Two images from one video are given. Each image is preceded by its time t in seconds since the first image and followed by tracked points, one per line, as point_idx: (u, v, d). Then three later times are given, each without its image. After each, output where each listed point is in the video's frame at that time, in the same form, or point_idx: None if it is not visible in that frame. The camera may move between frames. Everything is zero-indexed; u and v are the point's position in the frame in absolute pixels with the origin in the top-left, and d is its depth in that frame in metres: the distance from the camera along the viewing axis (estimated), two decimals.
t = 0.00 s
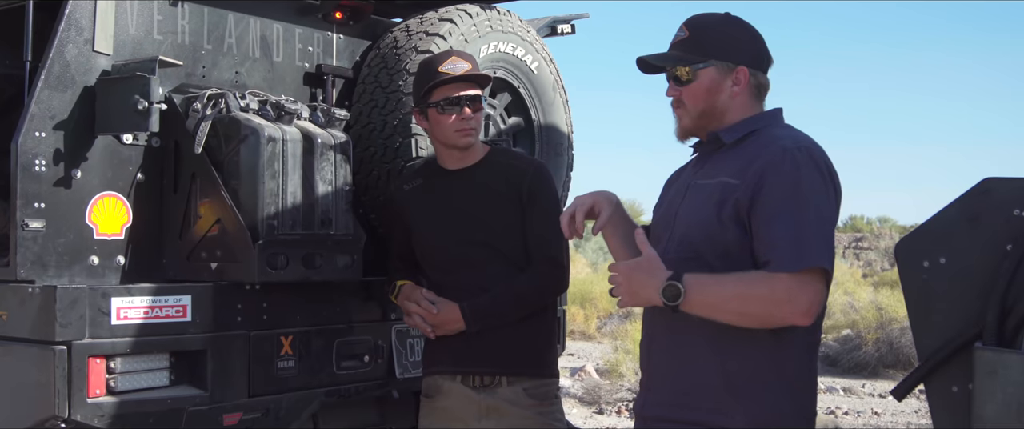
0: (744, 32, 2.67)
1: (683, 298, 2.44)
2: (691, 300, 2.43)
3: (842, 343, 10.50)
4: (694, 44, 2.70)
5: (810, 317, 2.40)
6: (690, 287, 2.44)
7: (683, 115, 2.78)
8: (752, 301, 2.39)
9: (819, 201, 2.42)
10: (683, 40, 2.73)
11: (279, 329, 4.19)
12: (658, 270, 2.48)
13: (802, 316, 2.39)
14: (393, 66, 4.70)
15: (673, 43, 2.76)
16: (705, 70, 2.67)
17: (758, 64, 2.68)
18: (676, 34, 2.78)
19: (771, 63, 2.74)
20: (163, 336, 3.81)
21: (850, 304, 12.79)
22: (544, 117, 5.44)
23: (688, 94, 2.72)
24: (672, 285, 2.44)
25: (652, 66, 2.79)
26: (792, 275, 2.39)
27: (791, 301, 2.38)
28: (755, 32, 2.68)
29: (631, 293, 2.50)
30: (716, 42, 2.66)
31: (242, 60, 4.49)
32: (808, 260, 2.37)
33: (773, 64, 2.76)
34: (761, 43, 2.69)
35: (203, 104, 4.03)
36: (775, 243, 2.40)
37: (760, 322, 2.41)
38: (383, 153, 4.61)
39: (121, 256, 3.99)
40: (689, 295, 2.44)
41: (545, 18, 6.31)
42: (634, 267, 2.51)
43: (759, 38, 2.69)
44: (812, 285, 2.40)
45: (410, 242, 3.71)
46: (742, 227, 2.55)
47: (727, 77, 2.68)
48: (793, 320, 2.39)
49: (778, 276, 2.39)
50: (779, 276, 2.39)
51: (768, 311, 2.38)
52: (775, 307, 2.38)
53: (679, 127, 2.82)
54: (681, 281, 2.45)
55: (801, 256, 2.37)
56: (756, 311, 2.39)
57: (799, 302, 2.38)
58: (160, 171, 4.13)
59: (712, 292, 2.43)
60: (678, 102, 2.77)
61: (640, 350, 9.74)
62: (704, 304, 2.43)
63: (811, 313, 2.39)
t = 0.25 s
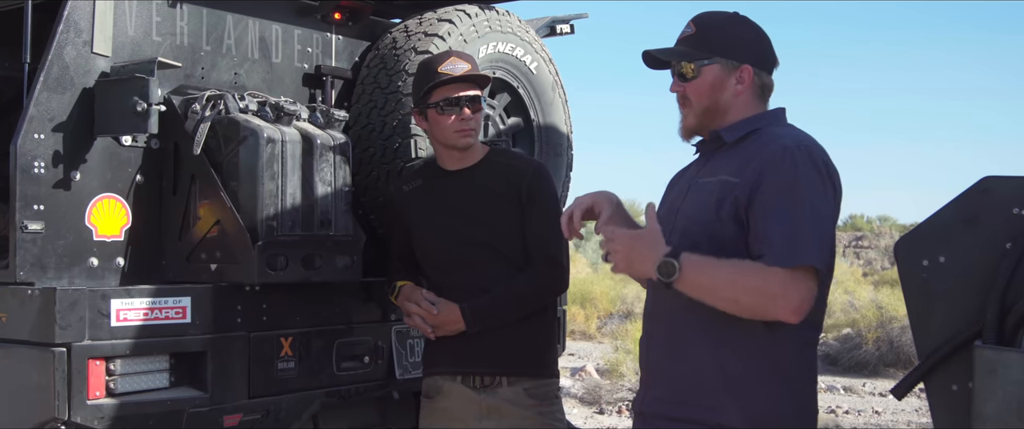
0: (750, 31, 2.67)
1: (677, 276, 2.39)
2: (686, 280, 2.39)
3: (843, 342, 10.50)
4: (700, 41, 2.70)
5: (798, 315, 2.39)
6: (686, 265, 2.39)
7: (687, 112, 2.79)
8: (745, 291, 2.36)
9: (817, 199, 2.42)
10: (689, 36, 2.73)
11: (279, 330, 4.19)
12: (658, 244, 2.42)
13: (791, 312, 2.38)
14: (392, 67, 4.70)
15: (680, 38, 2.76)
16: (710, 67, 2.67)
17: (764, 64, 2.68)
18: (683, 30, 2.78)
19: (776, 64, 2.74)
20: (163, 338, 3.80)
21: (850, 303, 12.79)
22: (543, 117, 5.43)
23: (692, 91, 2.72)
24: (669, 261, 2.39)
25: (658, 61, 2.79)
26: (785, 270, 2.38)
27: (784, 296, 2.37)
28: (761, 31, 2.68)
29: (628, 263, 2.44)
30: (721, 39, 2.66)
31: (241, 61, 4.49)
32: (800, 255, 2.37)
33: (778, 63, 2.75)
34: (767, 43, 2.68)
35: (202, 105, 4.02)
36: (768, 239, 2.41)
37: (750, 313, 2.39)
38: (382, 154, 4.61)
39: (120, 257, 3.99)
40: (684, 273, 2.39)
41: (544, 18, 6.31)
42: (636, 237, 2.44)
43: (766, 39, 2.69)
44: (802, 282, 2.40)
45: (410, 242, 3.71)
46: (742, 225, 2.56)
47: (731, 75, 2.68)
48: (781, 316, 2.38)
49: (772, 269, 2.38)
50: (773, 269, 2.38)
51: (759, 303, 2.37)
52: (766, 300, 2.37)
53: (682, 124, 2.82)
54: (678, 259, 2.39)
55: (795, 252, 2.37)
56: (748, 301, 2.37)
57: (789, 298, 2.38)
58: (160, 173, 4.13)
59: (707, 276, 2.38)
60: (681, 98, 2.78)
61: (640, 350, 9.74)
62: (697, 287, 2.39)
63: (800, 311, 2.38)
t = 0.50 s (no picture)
0: (752, 31, 2.67)
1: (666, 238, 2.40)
2: (674, 244, 2.40)
3: (841, 342, 10.51)
4: (703, 39, 2.70)
5: (774, 308, 2.38)
6: (678, 230, 2.40)
7: (687, 110, 2.78)
8: (727, 271, 2.36)
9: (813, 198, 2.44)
10: (692, 34, 2.73)
11: (278, 330, 4.19)
12: (659, 206, 2.46)
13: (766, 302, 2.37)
14: (391, 67, 4.70)
15: (683, 36, 2.76)
16: (712, 65, 2.67)
17: (766, 64, 2.68)
18: (686, 29, 2.77)
19: (778, 64, 2.74)
20: (162, 338, 3.80)
21: (849, 303, 12.79)
22: (542, 117, 5.43)
23: (693, 89, 2.72)
24: (661, 221, 2.40)
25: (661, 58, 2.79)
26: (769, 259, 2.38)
27: (765, 283, 2.37)
28: (763, 31, 2.68)
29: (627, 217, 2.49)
30: (724, 38, 2.66)
31: (240, 61, 4.49)
32: (792, 255, 2.38)
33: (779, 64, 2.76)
34: (768, 43, 2.69)
35: (201, 105, 4.02)
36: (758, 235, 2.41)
37: (728, 295, 2.39)
38: (381, 154, 4.61)
39: (119, 257, 3.99)
40: (674, 237, 2.40)
41: (543, 18, 6.31)
42: (640, 194, 2.50)
43: (769, 40, 2.69)
44: (783, 275, 2.39)
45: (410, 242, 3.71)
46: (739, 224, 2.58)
47: (733, 74, 2.68)
48: (756, 305, 2.37)
49: (757, 255, 2.37)
50: (758, 257, 2.37)
51: (739, 287, 2.37)
52: (745, 285, 2.36)
53: (682, 122, 2.81)
54: (674, 222, 2.40)
55: (785, 251, 2.38)
56: (727, 282, 2.37)
57: (768, 290, 2.37)
58: (158, 173, 4.13)
59: (696, 247, 2.39)
60: (682, 96, 2.77)
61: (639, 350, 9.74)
62: (682, 254, 2.40)
63: (776, 303, 2.37)
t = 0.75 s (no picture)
0: (750, 33, 2.67)
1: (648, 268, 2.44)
2: (657, 272, 2.43)
3: (841, 344, 10.51)
4: (701, 42, 2.70)
5: (768, 309, 2.39)
6: (655, 259, 2.44)
7: (686, 113, 2.79)
8: (714, 281, 2.40)
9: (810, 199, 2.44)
10: (691, 37, 2.73)
11: (277, 330, 4.18)
12: (631, 238, 2.45)
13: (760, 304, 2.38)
14: (391, 67, 4.70)
15: (682, 39, 2.76)
16: (711, 68, 2.67)
17: (765, 66, 2.69)
18: (685, 31, 2.78)
19: (776, 65, 2.75)
20: (161, 337, 3.80)
21: (848, 305, 12.79)
22: (542, 118, 5.44)
23: (692, 92, 2.72)
24: (639, 253, 2.43)
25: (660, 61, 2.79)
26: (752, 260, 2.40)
27: (754, 284, 2.39)
28: (762, 33, 2.68)
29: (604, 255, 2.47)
30: (723, 40, 2.66)
31: (240, 61, 4.49)
32: (789, 257, 2.39)
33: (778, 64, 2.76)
34: (767, 45, 2.69)
35: (201, 105, 4.03)
36: (754, 236, 2.41)
37: (720, 303, 2.41)
38: (381, 154, 4.61)
39: (119, 257, 3.99)
40: (656, 264, 2.44)
41: (543, 19, 6.31)
42: (610, 228, 2.47)
43: (767, 41, 2.69)
44: (774, 277, 2.40)
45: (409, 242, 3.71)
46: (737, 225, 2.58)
47: (732, 76, 2.68)
48: (750, 308, 2.38)
49: (742, 259, 2.40)
50: (744, 259, 2.40)
51: (727, 294, 2.40)
52: (735, 290, 2.39)
53: (682, 124, 2.82)
54: (648, 251, 2.44)
55: (782, 253, 2.39)
56: (716, 292, 2.40)
57: (760, 291, 2.39)
58: (158, 172, 4.13)
59: (677, 267, 2.42)
60: (681, 99, 2.78)
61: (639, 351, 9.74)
62: (666, 280, 2.43)
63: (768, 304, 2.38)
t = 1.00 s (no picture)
0: (750, 33, 2.67)
1: (654, 270, 2.46)
2: (662, 274, 2.45)
3: (842, 344, 10.51)
4: (702, 42, 2.70)
5: (773, 312, 2.38)
6: (662, 261, 2.46)
7: (687, 113, 2.79)
8: (720, 284, 2.40)
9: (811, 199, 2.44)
10: (691, 37, 2.73)
11: (279, 329, 4.19)
12: (638, 240, 2.49)
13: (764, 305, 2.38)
14: (393, 67, 4.71)
15: (682, 39, 2.76)
16: (711, 69, 2.68)
17: (765, 66, 2.69)
18: (685, 31, 2.78)
19: (777, 65, 2.75)
20: (164, 336, 3.81)
21: (849, 305, 12.79)
22: (543, 117, 5.44)
23: (693, 92, 2.72)
24: (645, 255, 2.46)
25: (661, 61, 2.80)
26: (760, 264, 2.40)
27: (759, 289, 2.39)
28: (762, 33, 2.68)
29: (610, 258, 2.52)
30: (723, 41, 2.66)
31: (242, 60, 4.49)
32: (789, 257, 2.39)
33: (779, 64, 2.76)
34: (767, 45, 2.69)
35: (203, 104, 4.03)
36: (755, 235, 2.41)
37: (725, 307, 2.41)
38: (383, 154, 4.61)
39: (121, 256, 4.00)
40: (662, 268, 2.46)
41: (545, 18, 6.31)
42: (617, 232, 2.52)
43: (767, 41, 2.69)
44: (779, 279, 2.40)
45: (410, 242, 3.71)
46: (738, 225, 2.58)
47: (732, 76, 2.68)
48: (754, 310, 2.38)
49: (748, 263, 2.41)
50: (749, 263, 2.41)
51: (731, 296, 2.40)
52: (740, 293, 2.39)
53: (683, 124, 2.82)
54: (655, 255, 2.46)
55: (783, 254, 2.39)
56: (721, 294, 2.40)
57: (764, 293, 2.39)
58: (160, 172, 4.13)
59: (683, 270, 2.44)
60: (682, 99, 2.78)
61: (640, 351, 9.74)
62: (671, 282, 2.45)
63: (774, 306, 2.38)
